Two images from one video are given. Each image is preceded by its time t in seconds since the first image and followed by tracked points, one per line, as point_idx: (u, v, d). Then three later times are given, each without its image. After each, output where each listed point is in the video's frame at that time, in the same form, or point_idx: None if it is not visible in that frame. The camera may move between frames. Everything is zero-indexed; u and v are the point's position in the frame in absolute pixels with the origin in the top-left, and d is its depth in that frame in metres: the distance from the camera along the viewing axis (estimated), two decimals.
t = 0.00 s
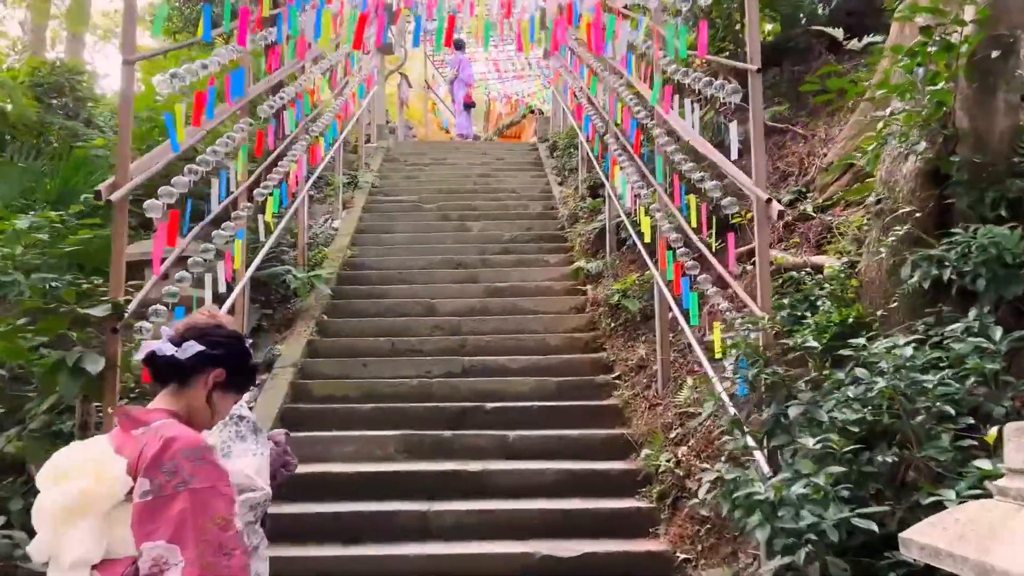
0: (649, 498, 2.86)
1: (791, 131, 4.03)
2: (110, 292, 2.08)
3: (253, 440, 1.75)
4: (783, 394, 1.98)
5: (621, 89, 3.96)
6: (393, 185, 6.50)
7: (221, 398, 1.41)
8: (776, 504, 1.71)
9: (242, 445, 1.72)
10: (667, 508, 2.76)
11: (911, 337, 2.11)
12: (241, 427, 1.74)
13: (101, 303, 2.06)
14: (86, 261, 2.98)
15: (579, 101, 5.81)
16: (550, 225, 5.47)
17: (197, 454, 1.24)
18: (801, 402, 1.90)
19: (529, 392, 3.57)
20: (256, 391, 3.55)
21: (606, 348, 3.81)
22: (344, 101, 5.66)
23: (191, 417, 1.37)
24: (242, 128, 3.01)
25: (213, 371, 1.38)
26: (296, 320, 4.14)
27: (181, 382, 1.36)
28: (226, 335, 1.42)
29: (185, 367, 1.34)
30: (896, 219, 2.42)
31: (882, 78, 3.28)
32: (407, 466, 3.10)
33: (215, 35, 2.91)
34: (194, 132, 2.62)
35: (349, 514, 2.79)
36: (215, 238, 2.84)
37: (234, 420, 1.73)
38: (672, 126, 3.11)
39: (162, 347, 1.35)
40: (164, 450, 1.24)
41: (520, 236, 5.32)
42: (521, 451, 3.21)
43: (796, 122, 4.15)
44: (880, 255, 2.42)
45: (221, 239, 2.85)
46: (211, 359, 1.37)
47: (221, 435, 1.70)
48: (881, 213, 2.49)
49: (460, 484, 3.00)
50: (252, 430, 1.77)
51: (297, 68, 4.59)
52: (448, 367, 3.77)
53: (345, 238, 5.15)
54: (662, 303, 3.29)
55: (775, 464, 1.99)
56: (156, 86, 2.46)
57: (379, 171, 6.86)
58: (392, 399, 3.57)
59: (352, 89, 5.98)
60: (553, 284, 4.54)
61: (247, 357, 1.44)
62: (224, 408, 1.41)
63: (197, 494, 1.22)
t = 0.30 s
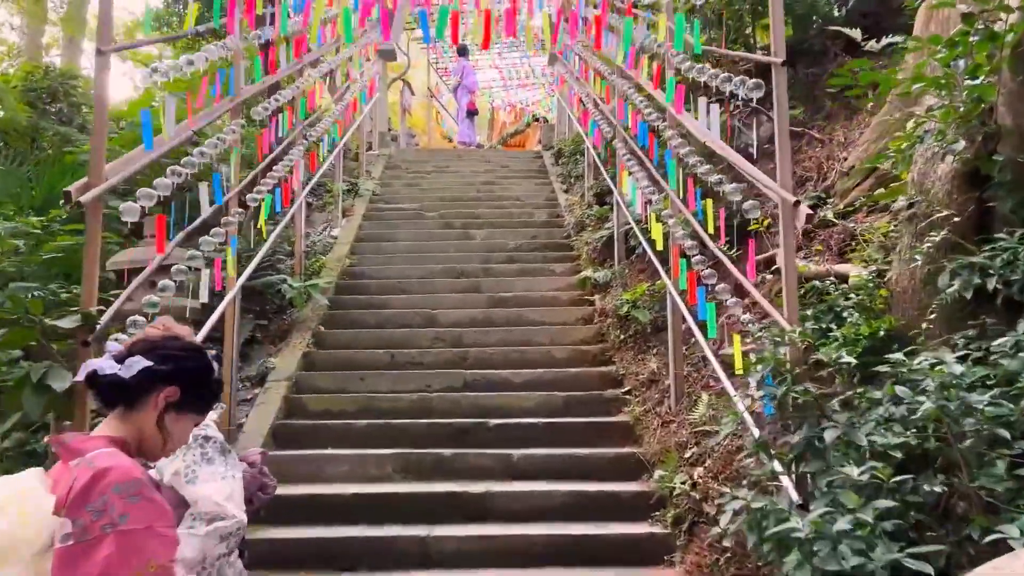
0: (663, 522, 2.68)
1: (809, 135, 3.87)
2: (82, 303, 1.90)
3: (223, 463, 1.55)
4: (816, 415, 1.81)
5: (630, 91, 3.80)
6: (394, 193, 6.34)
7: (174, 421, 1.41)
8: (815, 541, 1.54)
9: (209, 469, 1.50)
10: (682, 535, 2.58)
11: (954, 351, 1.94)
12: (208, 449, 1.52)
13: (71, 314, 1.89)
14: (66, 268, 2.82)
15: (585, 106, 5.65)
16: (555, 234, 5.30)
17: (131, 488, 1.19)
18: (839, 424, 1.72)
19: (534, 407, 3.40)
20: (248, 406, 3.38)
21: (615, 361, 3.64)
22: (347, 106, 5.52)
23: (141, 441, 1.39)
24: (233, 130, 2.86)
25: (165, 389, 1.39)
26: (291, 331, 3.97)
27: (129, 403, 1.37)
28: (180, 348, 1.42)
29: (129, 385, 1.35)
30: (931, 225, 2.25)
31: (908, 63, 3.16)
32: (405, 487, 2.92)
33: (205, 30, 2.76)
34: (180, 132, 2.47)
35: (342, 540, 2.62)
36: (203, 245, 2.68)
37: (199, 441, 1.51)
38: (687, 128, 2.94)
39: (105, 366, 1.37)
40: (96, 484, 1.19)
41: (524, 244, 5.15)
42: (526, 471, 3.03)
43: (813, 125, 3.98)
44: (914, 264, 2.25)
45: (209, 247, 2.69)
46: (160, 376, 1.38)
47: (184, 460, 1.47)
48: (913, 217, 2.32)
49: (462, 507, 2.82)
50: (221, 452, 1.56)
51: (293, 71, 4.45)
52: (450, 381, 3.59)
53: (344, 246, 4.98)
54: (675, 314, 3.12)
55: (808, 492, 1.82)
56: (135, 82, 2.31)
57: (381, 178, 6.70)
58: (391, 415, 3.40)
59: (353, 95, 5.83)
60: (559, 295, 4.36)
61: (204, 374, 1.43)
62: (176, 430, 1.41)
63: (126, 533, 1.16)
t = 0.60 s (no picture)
0: (675, 541, 2.51)
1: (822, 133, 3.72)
2: (45, 303, 1.76)
3: (187, 477, 1.47)
4: (848, 427, 1.65)
5: (637, 88, 3.64)
6: (393, 197, 6.19)
7: (101, 423, 1.27)
8: (857, 569, 1.38)
9: (170, 483, 1.43)
10: (696, 554, 2.42)
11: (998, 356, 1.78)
12: (170, 461, 1.45)
13: (32, 314, 1.74)
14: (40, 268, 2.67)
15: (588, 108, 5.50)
16: (558, 238, 5.14)
17: (54, 517, 1.09)
18: (876, 436, 1.55)
19: (537, 417, 3.23)
20: (236, 415, 3.22)
21: (621, 369, 3.48)
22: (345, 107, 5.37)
23: (66, 449, 1.25)
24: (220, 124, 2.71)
25: (84, 388, 1.26)
26: (283, 337, 3.81)
27: (47, 410, 1.25)
28: (100, 342, 1.29)
29: (40, 389, 1.22)
30: (966, 222, 2.09)
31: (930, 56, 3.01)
32: (400, 502, 2.76)
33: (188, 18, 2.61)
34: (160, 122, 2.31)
35: (333, 559, 2.45)
36: (186, 246, 2.53)
37: (160, 453, 1.44)
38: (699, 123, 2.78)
39: (10, 370, 1.23)
40: (15, 511, 1.08)
41: (526, 249, 4.99)
42: (529, 485, 2.87)
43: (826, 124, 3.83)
44: (947, 263, 2.09)
45: (192, 246, 2.54)
46: (75, 374, 1.25)
47: (143, 474, 1.42)
48: (945, 213, 2.17)
49: (460, 523, 2.66)
50: (185, 464, 1.48)
51: (288, 68, 4.30)
52: (449, 389, 3.43)
53: (340, 250, 4.83)
54: (685, 319, 2.96)
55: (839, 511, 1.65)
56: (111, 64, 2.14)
57: (380, 183, 6.55)
58: (386, 425, 3.24)
59: (352, 96, 5.69)
60: (563, 300, 4.20)
61: (131, 369, 1.30)
62: (104, 433, 1.27)
63: (49, 567, 1.06)
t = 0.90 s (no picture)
0: (688, 567, 2.35)
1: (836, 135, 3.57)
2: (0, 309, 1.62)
3: (148, 506, 1.30)
4: (885, 448, 1.48)
5: (643, 89, 3.50)
6: (392, 204, 6.04)
7: (15, 437, 1.22)
8: None
9: (127, 513, 1.27)
10: None
11: None
12: (129, 488, 1.30)
13: None
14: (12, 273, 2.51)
15: (592, 112, 5.36)
16: (561, 245, 4.99)
17: None
18: (917, 456, 1.38)
19: (539, 432, 3.07)
20: (222, 429, 3.06)
21: (628, 381, 3.32)
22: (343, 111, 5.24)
23: None
24: (204, 122, 2.58)
25: None
26: (275, 347, 3.66)
27: None
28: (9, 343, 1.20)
29: None
30: (1003, 224, 1.94)
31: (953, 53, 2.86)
32: (394, 523, 2.59)
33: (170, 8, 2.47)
34: (137, 118, 2.18)
35: None
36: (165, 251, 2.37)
37: (116, 478, 1.30)
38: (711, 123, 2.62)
39: None
40: None
41: (528, 256, 4.84)
42: (531, 505, 2.70)
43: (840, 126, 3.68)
44: (984, 268, 1.94)
45: (173, 250, 2.40)
46: None
47: (97, 503, 1.27)
48: (979, 215, 2.02)
49: (457, 546, 2.49)
50: (147, 491, 1.32)
51: (281, 70, 4.17)
52: (446, 402, 3.26)
53: (336, 257, 4.68)
54: (696, 328, 2.80)
55: (875, 541, 1.48)
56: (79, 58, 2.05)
57: (378, 189, 6.40)
58: (380, 440, 3.07)
59: (350, 101, 5.56)
60: (566, 309, 4.05)
61: (45, 372, 1.22)
62: (26, 446, 1.22)
63: None
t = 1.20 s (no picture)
0: None
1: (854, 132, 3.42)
2: None
3: (99, 526, 1.23)
4: (943, 460, 1.30)
5: (654, 83, 3.34)
6: (391, 207, 5.89)
7: None
8: None
9: (74, 536, 1.20)
10: None
11: None
12: (79, 507, 1.23)
13: None
14: None
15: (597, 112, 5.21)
16: (565, 249, 4.83)
17: None
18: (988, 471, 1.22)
19: (545, 441, 2.90)
20: (210, 438, 2.89)
21: (638, 388, 3.15)
22: (343, 111, 5.10)
23: None
24: (190, 112, 2.45)
25: None
26: (267, 353, 3.49)
27: None
28: None
29: None
30: None
31: (979, 42, 2.73)
32: (390, 538, 2.42)
33: None
34: (118, 103, 2.06)
35: None
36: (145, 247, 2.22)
37: (64, 496, 1.23)
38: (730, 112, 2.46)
39: None
40: None
41: (532, 260, 4.68)
42: (536, 519, 2.53)
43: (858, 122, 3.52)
44: None
45: (154, 245, 2.25)
46: None
47: (43, 523, 1.20)
48: None
49: (457, 563, 2.32)
50: (101, 510, 1.25)
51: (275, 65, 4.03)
52: (446, 410, 3.10)
53: (333, 261, 4.52)
54: (713, 333, 2.63)
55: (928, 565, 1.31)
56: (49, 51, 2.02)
57: (378, 193, 6.25)
58: (377, 450, 2.91)
59: (350, 101, 5.42)
60: (572, 313, 3.89)
61: None
62: None
63: None
